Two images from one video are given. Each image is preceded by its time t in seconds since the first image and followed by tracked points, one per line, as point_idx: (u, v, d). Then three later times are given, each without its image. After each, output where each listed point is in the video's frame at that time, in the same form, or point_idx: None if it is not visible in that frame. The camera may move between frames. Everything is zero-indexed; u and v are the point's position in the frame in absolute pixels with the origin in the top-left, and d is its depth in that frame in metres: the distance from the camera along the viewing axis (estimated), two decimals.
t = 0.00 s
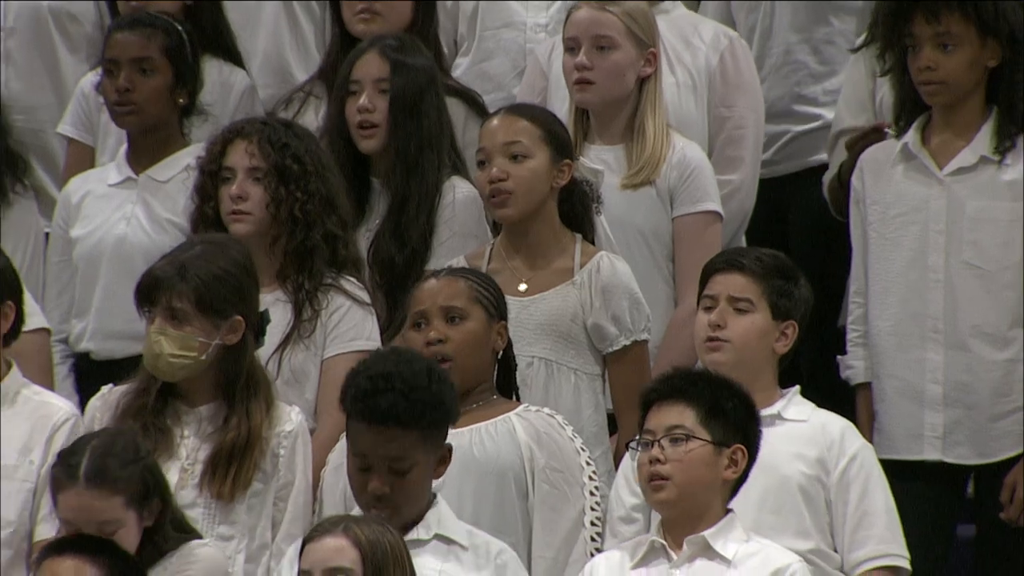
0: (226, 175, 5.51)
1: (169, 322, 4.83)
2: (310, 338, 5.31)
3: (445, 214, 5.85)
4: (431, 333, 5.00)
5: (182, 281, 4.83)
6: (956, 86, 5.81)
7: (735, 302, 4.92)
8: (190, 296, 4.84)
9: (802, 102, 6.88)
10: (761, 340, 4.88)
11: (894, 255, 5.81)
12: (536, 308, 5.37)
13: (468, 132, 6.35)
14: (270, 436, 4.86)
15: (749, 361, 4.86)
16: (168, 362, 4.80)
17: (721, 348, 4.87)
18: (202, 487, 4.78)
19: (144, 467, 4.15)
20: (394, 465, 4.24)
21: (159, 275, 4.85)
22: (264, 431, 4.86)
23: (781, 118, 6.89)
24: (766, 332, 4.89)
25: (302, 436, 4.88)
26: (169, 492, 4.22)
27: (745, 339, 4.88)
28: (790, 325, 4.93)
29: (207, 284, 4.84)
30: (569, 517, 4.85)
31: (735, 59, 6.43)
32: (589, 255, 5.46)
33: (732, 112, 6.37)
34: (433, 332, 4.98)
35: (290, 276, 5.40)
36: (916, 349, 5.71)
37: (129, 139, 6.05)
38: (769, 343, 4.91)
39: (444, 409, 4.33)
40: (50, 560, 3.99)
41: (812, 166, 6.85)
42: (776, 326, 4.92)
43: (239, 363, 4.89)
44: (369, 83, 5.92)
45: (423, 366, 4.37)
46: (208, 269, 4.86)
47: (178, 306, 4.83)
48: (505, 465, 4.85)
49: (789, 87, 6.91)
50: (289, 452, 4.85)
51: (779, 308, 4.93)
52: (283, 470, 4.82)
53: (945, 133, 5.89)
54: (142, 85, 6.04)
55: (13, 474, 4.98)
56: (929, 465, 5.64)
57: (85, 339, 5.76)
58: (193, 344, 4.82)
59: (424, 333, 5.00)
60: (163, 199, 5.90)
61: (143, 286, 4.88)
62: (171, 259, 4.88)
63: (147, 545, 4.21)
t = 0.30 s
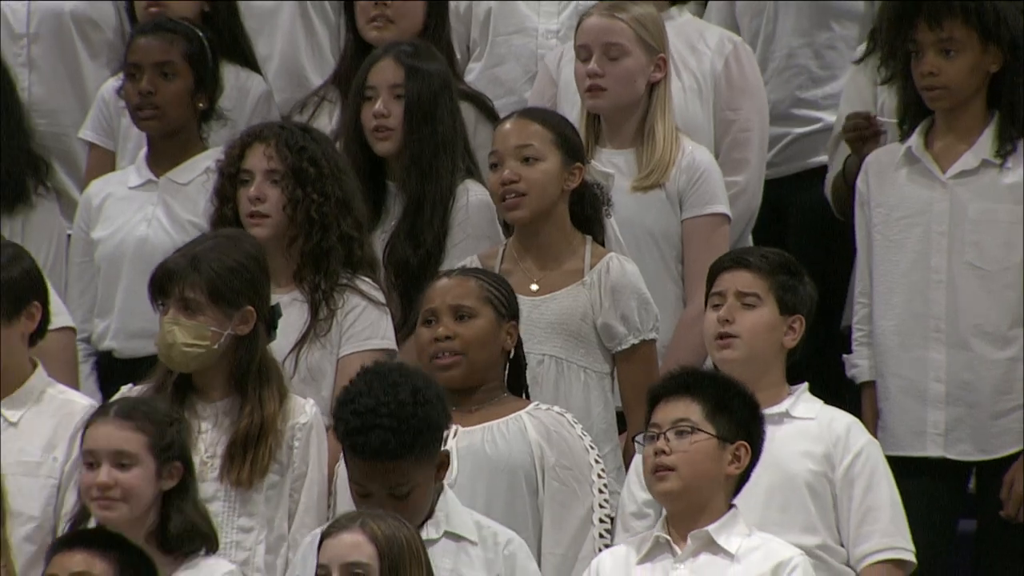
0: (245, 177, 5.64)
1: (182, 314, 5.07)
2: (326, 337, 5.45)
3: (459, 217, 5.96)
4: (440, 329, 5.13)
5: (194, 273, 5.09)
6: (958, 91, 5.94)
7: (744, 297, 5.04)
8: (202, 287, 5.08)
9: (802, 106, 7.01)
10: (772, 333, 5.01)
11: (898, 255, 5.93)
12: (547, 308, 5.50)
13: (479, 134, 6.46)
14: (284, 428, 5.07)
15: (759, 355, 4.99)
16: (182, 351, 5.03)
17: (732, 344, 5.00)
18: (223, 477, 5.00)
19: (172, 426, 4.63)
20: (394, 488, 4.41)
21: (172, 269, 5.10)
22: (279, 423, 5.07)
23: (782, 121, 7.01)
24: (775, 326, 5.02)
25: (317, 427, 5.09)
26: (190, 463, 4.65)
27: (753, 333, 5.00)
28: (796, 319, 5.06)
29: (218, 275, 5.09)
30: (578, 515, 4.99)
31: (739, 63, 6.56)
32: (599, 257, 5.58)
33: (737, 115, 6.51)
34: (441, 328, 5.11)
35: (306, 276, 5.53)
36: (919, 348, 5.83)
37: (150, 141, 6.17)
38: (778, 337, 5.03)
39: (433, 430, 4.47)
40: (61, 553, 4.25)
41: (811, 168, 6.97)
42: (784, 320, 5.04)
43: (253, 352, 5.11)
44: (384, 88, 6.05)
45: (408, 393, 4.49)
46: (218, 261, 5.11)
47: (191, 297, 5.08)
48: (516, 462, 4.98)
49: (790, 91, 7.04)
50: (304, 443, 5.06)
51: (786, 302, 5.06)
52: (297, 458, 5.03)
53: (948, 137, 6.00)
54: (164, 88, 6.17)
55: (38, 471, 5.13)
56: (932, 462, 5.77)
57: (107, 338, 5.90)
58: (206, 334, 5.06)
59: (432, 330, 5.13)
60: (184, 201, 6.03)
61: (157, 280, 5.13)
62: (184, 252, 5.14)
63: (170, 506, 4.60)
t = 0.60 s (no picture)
0: (265, 177, 5.79)
1: (199, 312, 5.23)
2: (344, 335, 5.58)
3: (473, 218, 6.08)
4: (446, 327, 5.24)
5: (210, 272, 5.23)
6: (961, 95, 6.07)
7: (748, 295, 5.17)
8: (219, 286, 5.23)
9: (811, 110, 7.13)
10: (777, 329, 5.13)
11: (902, 256, 6.06)
12: (559, 307, 5.63)
13: (490, 136, 6.57)
14: (301, 423, 5.21)
15: (765, 351, 5.12)
16: (199, 348, 5.19)
17: (738, 341, 5.13)
18: (241, 469, 5.15)
19: (192, 406, 4.97)
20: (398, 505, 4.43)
21: (189, 268, 5.25)
22: (295, 417, 5.21)
23: (790, 124, 7.14)
24: (780, 322, 5.14)
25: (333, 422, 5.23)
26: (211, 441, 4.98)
27: (758, 330, 5.13)
28: (801, 315, 5.18)
29: (234, 274, 5.24)
30: (585, 510, 5.13)
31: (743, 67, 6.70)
32: (611, 257, 5.71)
33: (743, 118, 6.66)
34: (447, 327, 5.23)
35: (324, 275, 5.67)
36: (923, 347, 5.96)
37: (171, 144, 6.31)
38: (783, 332, 5.16)
39: (431, 452, 4.45)
40: (79, 547, 4.35)
41: (824, 170, 7.11)
42: (788, 317, 5.16)
43: (268, 348, 5.26)
44: (400, 92, 6.15)
45: (405, 416, 4.46)
46: (233, 261, 5.26)
47: (207, 295, 5.23)
48: (526, 457, 5.11)
49: (800, 96, 7.16)
50: (321, 437, 5.20)
51: (790, 299, 5.18)
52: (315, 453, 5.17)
53: (951, 141, 6.13)
54: (186, 91, 6.31)
55: (57, 468, 5.27)
56: (936, 457, 5.90)
57: (130, 335, 6.07)
58: (222, 332, 5.21)
59: (439, 326, 5.25)
60: (206, 203, 6.17)
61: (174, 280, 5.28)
62: (200, 252, 5.28)
63: (187, 480, 4.92)
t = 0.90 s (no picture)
0: (283, 182, 5.93)
1: (216, 311, 5.38)
2: (361, 335, 5.72)
3: (487, 220, 6.19)
4: (455, 325, 5.39)
5: (228, 272, 5.39)
6: (965, 100, 6.20)
7: (752, 296, 5.30)
8: (236, 285, 5.38)
9: (824, 115, 7.24)
10: (779, 329, 5.27)
11: (906, 259, 6.19)
12: (571, 306, 5.74)
13: (504, 139, 6.65)
14: (316, 420, 5.37)
15: (769, 350, 5.26)
16: (217, 346, 5.34)
17: (741, 340, 5.26)
18: (257, 465, 5.30)
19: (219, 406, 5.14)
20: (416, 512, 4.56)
21: (207, 269, 5.40)
22: (310, 415, 5.37)
23: (802, 129, 7.24)
24: (783, 322, 5.28)
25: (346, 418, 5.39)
26: (234, 439, 5.14)
27: (761, 330, 5.26)
28: (804, 314, 5.32)
29: (250, 275, 5.39)
30: (593, 503, 5.25)
31: (750, 73, 6.84)
32: (621, 257, 5.83)
33: (750, 122, 6.80)
34: (456, 324, 5.37)
35: (342, 277, 5.81)
36: (930, 346, 6.09)
37: (192, 147, 6.46)
38: (786, 331, 5.30)
39: (443, 457, 4.57)
40: (106, 541, 4.44)
41: (836, 175, 7.19)
42: (791, 316, 5.30)
43: (284, 349, 5.40)
44: (415, 97, 6.27)
45: (418, 424, 4.57)
46: (250, 262, 5.41)
47: (225, 295, 5.38)
48: (534, 452, 5.24)
49: (812, 101, 7.27)
50: (336, 433, 5.36)
51: (793, 298, 5.32)
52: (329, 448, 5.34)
53: (955, 145, 6.26)
54: (206, 95, 6.44)
55: (72, 463, 5.40)
56: (943, 454, 6.03)
57: (153, 334, 6.20)
58: (238, 330, 5.36)
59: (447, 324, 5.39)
60: (226, 205, 6.32)
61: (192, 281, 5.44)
62: (217, 253, 5.44)
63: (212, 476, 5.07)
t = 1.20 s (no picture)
0: (297, 184, 6.06)
1: (230, 310, 5.52)
2: (374, 334, 5.85)
3: (495, 221, 6.28)
4: (481, 323, 5.51)
5: (242, 272, 5.52)
6: (967, 104, 6.31)
7: (755, 295, 5.42)
8: (250, 285, 5.52)
9: (827, 119, 7.31)
10: (782, 327, 5.38)
11: (910, 260, 6.30)
12: (580, 305, 5.85)
13: (517, 144, 6.69)
14: (327, 416, 5.49)
15: (773, 349, 5.37)
16: (231, 345, 5.47)
17: (746, 344, 5.38)
18: (269, 460, 5.43)
19: (234, 402, 5.27)
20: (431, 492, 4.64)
21: (222, 269, 5.54)
22: (320, 411, 5.49)
23: (808, 132, 7.33)
24: (786, 320, 5.39)
25: (357, 415, 5.52)
26: (249, 434, 5.28)
27: (764, 329, 5.38)
28: (807, 312, 5.43)
29: (263, 275, 5.53)
30: (602, 499, 5.35)
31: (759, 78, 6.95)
32: (628, 257, 5.94)
33: (760, 127, 6.88)
34: (482, 324, 5.49)
35: (355, 277, 5.95)
36: (932, 345, 6.20)
37: (212, 152, 6.59)
38: (789, 329, 5.41)
39: (463, 437, 4.67)
40: (139, 532, 4.61)
41: (839, 175, 7.28)
42: (794, 314, 5.41)
43: (297, 345, 5.53)
44: (425, 100, 6.35)
45: (438, 405, 4.67)
46: (263, 262, 5.55)
47: (238, 294, 5.52)
48: (543, 449, 5.35)
49: (816, 105, 7.34)
50: (345, 429, 5.48)
51: (795, 296, 5.43)
52: (339, 444, 5.45)
53: (958, 147, 6.37)
54: (224, 99, 6.56)
55: (81, 458, 5.53)
56: (944, 450, 6.15)
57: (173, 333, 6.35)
58: (252, 329, 5.49)
59: (474, 321, 5.50)
60: (243, 207, 6.43)
61: (207, 281, 5.58)
62: (231, 253, 5.57)
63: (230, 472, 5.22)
